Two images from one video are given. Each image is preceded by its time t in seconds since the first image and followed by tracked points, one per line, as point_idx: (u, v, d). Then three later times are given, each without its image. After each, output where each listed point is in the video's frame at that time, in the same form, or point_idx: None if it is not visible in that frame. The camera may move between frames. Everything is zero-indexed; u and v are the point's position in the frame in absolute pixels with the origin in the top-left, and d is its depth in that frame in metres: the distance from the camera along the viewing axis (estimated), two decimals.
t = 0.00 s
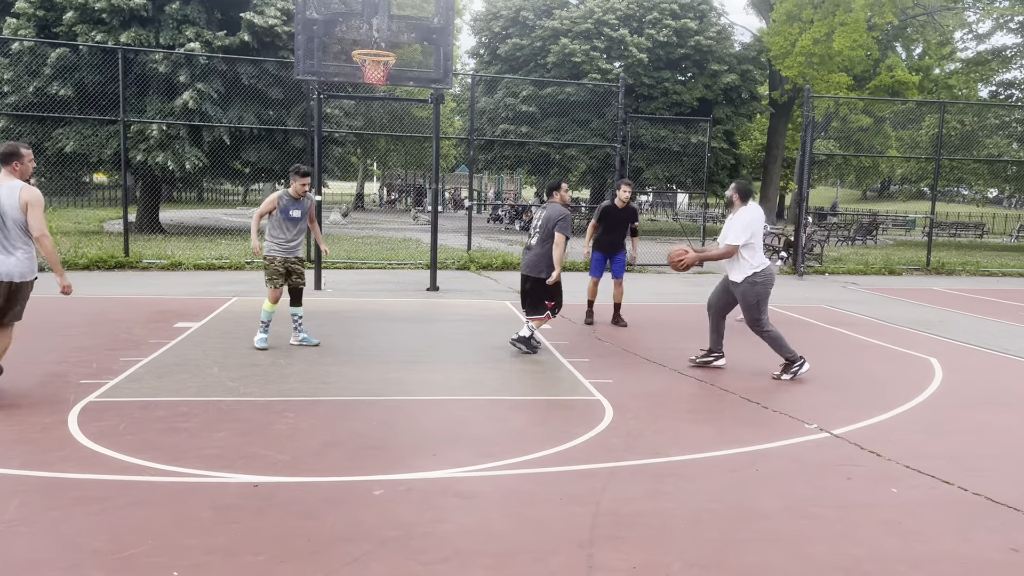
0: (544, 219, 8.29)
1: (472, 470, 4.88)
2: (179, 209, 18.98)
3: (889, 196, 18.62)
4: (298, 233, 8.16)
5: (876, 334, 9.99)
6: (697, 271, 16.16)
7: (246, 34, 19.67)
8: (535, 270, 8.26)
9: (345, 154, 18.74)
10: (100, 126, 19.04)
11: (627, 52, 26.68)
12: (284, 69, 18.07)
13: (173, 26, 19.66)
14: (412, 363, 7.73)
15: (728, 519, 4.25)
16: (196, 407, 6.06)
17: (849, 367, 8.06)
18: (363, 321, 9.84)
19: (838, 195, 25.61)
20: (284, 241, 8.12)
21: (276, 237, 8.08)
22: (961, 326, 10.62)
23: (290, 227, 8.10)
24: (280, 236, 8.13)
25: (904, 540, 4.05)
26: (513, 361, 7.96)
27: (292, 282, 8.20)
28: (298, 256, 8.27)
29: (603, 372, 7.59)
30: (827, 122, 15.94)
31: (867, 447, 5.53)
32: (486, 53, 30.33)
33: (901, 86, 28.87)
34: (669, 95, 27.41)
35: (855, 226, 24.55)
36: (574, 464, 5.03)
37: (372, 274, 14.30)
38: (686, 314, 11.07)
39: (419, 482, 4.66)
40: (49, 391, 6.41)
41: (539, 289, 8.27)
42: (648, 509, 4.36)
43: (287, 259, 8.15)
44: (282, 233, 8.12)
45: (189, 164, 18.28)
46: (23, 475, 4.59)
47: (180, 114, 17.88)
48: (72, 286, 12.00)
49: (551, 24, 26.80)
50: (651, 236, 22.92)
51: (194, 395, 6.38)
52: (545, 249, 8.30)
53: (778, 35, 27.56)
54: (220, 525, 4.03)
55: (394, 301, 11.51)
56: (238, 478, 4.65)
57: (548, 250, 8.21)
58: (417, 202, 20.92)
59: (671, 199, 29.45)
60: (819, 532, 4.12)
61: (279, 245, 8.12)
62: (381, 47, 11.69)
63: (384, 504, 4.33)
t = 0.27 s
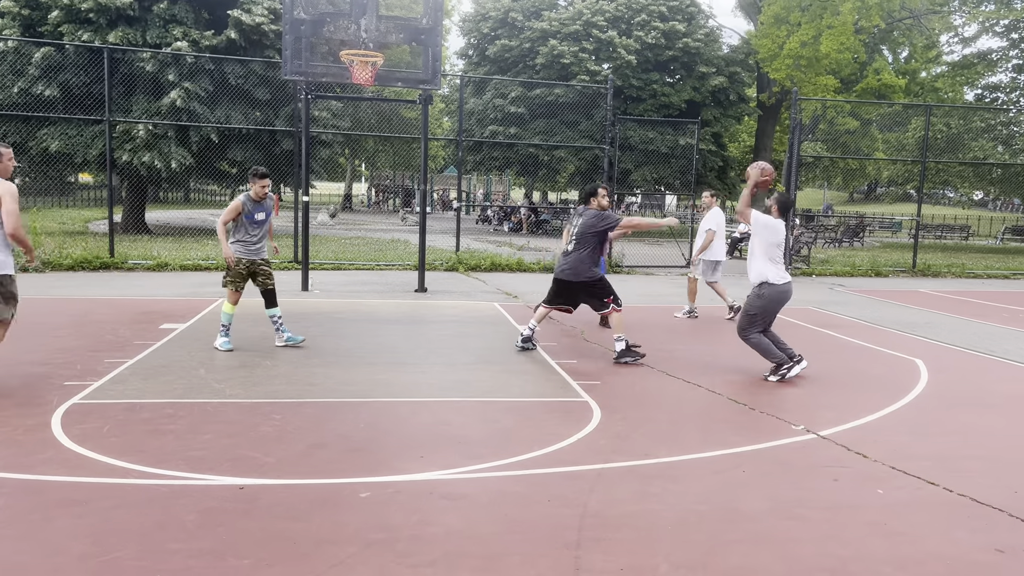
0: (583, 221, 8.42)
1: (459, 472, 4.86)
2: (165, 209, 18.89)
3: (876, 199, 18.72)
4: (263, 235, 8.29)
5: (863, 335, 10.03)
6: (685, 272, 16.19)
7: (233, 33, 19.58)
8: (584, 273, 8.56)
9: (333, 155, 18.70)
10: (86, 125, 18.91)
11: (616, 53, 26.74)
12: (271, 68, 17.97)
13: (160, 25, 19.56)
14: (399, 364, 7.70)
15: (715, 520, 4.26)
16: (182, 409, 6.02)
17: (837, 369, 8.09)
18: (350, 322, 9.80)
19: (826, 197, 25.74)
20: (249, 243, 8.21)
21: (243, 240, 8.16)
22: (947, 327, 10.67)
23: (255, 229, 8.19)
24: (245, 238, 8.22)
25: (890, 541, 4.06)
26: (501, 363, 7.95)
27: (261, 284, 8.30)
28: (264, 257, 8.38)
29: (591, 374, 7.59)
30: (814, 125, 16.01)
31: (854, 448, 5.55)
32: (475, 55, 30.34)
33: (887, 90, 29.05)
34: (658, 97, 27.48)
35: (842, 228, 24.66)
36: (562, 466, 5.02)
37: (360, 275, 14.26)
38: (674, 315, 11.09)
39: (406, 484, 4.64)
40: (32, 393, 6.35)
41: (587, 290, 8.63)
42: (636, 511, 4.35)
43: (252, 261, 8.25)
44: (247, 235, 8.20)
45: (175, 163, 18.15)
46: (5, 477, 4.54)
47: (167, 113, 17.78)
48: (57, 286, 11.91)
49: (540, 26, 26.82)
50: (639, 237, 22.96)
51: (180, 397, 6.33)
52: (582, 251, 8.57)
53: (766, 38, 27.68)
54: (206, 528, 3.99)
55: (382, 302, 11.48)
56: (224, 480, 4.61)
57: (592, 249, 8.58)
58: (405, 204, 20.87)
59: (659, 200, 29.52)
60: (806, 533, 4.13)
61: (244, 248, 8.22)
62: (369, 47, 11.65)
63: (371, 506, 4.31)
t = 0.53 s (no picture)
0: (648, 210, 8.17)
1: (451, 474, 4.86)
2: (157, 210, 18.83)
3: (867, 201, 18.80)
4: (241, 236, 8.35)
5: (854, 337, 10.07)
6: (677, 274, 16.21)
7: (226, 33, 19.54)
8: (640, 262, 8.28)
9: (326, 156, 18.67)
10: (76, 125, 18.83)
11: (609, 56, 26.79)
12: (263, 69, 17.91)
13: (153, 25, 19.49)
14: (392, 366, 7.69)
15: (707, 522, 4.26)
16: (173, 410, 5.99)
17: (828, 370, 8.12)
18: (342, 324, 9.79)
19: (818, 200, 25.83)
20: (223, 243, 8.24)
21: (220, 240, 8.18)
22: (937, 330, 10.73)
23: (232, 231, 8.23)
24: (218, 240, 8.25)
25: (882, 543, 4.07)
26: (493, 365, 7.94)
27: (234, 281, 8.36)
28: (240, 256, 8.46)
29: (584, 376, 7.59)
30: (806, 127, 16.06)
31: (845, 450, 5.57)
32: (468, 56, 30.35)
33: (879, 93, 29.20)
34: (650, 99, 27.48)
35: (834, 230, 24.72)
36: (553, 468, 5.02)
37: (352, 276, 14.25)
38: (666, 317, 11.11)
39: (398, 486, 4.63)
40: (23, 394, 6.31)
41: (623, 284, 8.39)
42: (628, 513, 4.36)
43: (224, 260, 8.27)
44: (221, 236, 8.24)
45: (168, 162, 18.06)
46: None
47: (159, 113, 17.71)
48: (47, 287, 11.85)
49: (533, 28, 26.85)
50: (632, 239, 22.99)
51: (171, 399, 6.30)
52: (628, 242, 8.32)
53: (759, 41, 27.78)
54: (197, 530, 3.98)
55: (374, 303, 11.48)
56: (215, 482, 4.59)
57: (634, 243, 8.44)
58: (398, 205, 20.85)
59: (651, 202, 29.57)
60: (798, 535, 4.14)
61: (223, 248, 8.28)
62: (362, 49, 11.66)
63: (363, 508, 4.30)
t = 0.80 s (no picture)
0: (701, 229, 7.73)
1: (447, 476, 4.85)
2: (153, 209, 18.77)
3: (862, 204, 18.84)
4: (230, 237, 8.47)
5: (849, 340, 10.10)
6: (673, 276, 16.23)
7: (222, 34, 19.52)
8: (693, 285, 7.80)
9: (322, 157, 18.65)
10: (72, 125, 18.80)
11: (605, 58, 26.83)
12: (260, 70, 17.90)
13: (149, 25, 19.45)
14: (388, 368, 7.68)
15: (704, 525, 4.26)
16: (169, 412, 5.98)
17: (825, 373, 8.13)
18: (338, 325, 9.78)
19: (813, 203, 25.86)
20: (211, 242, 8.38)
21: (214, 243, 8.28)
22: (933, 332, 10.75)
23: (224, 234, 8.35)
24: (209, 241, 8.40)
25: (879, 546, 4.08)
26: (490, 367, 7.94)
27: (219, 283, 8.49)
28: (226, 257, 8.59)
29: (580, 378, 7.58)
30: (803, 130, 16.09)
31: (841, 452, 5.58)
32: (464, 58, 30.38)
33: (874, 96, 29.26)
34: (647, 102, 27.50)
35: (830, 233, 24.74)
36: (550, 471, 5.02)
37: (348, 278, 14.24)
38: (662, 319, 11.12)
39: (394, 488, 4.62)
40: (17, 395, 6.29)
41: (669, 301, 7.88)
42: (625, 516, 4.35)
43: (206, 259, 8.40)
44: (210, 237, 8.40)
45: (165, 160, 17.99)
46: None
47: (156, 113, 17.67)
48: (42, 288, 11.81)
49: (529, 29, 26.85)
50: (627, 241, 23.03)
51: (167, 400, 6.29)
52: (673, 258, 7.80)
53: (755, 44, 27.83)
54: (193, 532, 3.96)
55: (370, 305, 11.47)
56: (211, 484, 4.58)
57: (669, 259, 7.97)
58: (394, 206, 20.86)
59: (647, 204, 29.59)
60: (794, 538, 4.14)
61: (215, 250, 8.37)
62: (359, 50, 11.61)
63: (359, 510, 4.30)
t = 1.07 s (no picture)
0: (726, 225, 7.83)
1: (447, 477, 4.86)
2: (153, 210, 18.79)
3: (862, 207, 18.86)
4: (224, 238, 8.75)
5: (849, 342, 10.11)
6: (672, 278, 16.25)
7: (223, 35, 19.54)
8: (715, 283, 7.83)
9: (322, 158, 18.66)
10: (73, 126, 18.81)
11: (605, 60, 26.86)
12: (261, 72, 17.92)
13: (150, 25, 19.46)
14: (388, 369, 7.69)
15: (703, 527, 4.28)
16: (169, 412, 5.98)
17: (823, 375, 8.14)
18: (338, 326, 9.79)
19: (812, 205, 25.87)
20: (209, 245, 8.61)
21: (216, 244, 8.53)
22: (932, 335, 10.77)
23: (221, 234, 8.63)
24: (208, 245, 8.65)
25: (877, 548, 4.09)
26: (489, 368, 7.95)
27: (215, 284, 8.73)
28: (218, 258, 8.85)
29: (580, 380, 7.59)
30: (802, 132, 16.11)
31: (840, 455, 5.59)
32: (464, 60, 30.43)
33: (874, 99, 29.30)
34: (647, 104, 27.53)
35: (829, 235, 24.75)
36: (550, 472, 5.03)
37: (348, 279, 14.25)
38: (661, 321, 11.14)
39: (394, 490, 4.63)
40: (18, 396, 6.30)
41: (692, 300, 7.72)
42: (624, 517, 4.37)
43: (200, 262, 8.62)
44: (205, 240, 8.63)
45: (167, 160, 18.00)
46: None
47: (157, 113, 17.70)
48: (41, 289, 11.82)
49: (529, 31, 26.88)
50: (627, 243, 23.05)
51: (167, 401, 6.30)
52: (700, 256, 7.72)
53: (754, 46, 27.87)
54: (193, 532, 3.97)
55: (370, 306, 11.49)
56: (211, 485, 4.59)
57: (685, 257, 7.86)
58: (394, 208, 20.88)
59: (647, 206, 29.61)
60: (793, 539, 4.15)
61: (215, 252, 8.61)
62: (359, 52, 11.66)
63: (359, 511, 4.30)
